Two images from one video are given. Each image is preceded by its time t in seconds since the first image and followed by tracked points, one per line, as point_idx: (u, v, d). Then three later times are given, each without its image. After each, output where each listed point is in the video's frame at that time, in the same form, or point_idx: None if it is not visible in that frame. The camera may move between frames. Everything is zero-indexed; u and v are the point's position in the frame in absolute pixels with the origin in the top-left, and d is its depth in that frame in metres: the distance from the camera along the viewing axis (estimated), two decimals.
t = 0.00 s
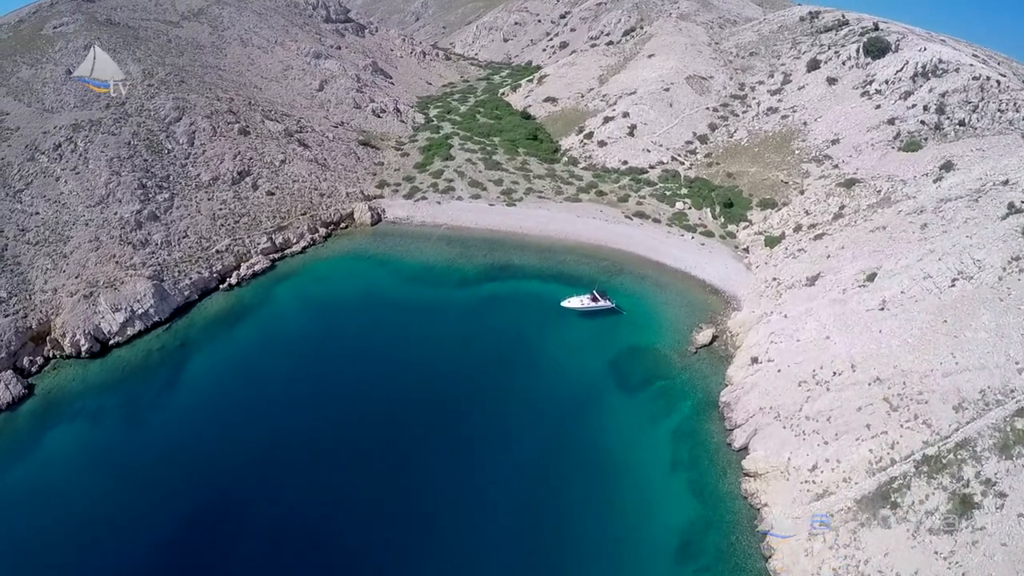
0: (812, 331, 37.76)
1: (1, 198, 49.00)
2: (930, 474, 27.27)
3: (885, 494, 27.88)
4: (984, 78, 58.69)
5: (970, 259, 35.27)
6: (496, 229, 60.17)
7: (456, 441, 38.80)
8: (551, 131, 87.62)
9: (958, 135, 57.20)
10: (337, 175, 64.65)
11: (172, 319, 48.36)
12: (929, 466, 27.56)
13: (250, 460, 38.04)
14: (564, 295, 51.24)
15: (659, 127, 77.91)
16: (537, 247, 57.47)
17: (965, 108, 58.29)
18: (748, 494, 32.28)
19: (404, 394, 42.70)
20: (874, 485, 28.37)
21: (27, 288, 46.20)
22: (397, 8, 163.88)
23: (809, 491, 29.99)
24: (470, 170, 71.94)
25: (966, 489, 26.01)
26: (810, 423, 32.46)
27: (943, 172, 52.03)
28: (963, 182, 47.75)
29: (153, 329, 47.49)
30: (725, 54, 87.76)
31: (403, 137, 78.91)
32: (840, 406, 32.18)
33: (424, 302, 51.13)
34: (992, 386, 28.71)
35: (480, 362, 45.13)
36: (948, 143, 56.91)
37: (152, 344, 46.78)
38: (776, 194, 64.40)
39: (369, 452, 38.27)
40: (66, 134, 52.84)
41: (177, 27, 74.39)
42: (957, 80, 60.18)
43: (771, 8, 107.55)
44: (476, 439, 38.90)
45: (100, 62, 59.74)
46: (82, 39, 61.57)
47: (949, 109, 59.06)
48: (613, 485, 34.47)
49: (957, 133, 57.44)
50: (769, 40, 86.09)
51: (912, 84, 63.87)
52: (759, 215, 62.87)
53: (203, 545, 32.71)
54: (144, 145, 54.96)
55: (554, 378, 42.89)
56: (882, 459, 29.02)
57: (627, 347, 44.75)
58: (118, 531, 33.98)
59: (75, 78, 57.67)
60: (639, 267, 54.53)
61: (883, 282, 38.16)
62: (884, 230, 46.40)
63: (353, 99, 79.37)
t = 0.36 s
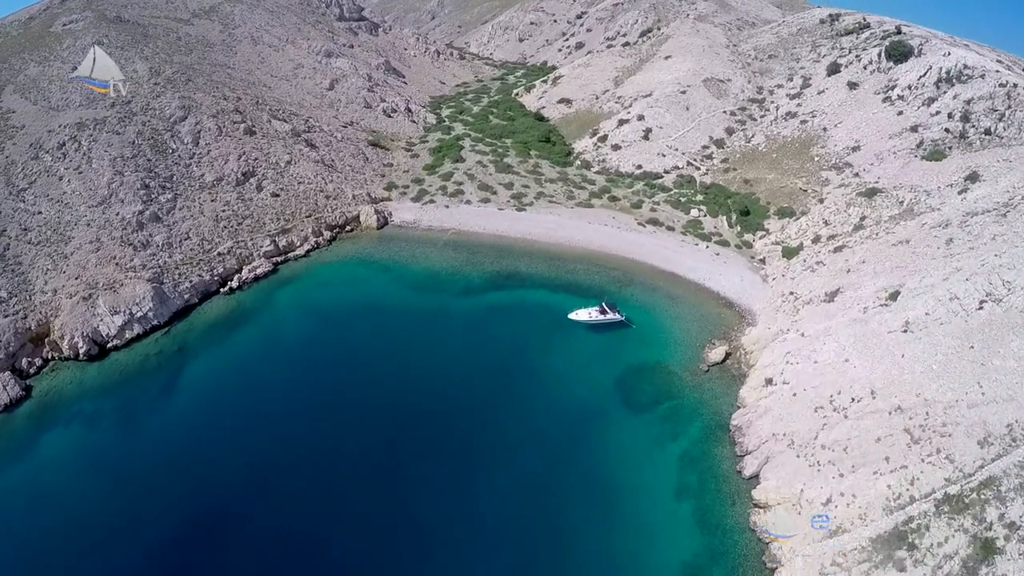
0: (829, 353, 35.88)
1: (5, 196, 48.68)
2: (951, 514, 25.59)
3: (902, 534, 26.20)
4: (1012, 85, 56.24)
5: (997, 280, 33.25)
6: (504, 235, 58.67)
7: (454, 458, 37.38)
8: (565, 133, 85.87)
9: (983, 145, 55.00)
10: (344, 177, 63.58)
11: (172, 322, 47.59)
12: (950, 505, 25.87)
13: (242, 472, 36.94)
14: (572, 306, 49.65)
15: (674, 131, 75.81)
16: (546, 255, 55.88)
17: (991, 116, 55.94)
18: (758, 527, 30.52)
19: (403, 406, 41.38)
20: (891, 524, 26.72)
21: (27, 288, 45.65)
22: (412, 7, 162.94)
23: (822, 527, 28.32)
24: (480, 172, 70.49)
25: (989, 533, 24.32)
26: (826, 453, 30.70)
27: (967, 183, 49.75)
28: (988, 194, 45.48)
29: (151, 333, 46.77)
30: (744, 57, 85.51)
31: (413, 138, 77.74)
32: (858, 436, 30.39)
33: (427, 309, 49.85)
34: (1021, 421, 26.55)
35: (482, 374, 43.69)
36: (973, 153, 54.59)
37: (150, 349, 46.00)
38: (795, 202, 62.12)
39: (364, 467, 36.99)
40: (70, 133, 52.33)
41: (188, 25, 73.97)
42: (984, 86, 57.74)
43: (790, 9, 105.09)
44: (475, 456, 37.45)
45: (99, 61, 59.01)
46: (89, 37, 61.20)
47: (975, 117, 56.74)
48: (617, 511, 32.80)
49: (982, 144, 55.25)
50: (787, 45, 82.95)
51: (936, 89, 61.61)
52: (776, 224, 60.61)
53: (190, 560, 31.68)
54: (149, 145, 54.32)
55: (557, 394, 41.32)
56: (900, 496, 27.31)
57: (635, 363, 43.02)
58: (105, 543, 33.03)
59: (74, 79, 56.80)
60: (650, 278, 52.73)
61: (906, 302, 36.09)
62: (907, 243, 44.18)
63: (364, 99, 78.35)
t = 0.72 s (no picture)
0: (845, 374, 34.31)
1: (8, 195, 48.45)
2: (969, 553, 24.64)
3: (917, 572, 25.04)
4: None
5: None
6: (511, 240, 57.39)
7: (452, 474, 36.19)
8: (576, 134, 84.24)
9: (1007, 152, 52.21)
10: (349, 178, 62.61)
11: (170, 325, 46.89)
12: (967, 543, 24.87)
13: (235, 484, 36.06)
14: (578, 316, 48.29)
15: (688, 134, 73.98)
16: (553, 262, 54.54)
17: (1015, 124, 53.40)
18: (764, 559, 29.04)
19: (401, 418, 40.26)
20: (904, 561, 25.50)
21: (26, 289, 45.18)
22: (425, 5, 161.76)
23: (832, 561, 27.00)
24: (488, 174, 69.17)
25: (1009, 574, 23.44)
26: (838, 481, 29.32)
27: (989, 194, 47.46)
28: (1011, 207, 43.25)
29: (150, 336, 46.12)
30: (759, 58, 83.45)
31: (421, 138, 76.67)
32: (873, 465, 29.00)
33: (429, 317, 48.74)
34: None
35: (483, 386, 42.47)
36: (996, 161, 51.83)
37: (148, 352, 45.35)
38: (811, 210, 60.13)
39: (359, 481, 35.93)
40: (73, 131, 51.88)
41: (196, 22, 73.51)
42: (1007, 92, 55.38)
43: (807, 11, 102.83)
44: (473, 472, 36.23)
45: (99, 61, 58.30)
46: (95, 34, 60.83)
47: (997, 124, 54.34)
48: (618, 535, 31.42)
49: (1007, 151, 52.38)
50: (804, 45, 82.29)
51: (956, 95, 59.30)
52: (791, 233, 58.69)
53: None
54: (152, 144, 53.73)
55: (561, 408, 40.01)
56: (915, 532, 26.06)
57: (642, 377, 41.58)
58: (92, 554, 32.32)
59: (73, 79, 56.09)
60: (660, 288, 51.15)
61: (927, 321, 34.43)
62: (927, 257, 42.23)
63: (372, 99, 77.43)
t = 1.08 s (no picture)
0: (862, 400, 32.62)
1: (11, 194, 48.17)
2: None
3: None
4: None
5: None
6: (518, 246, 55.98)
7: (446, 492, 34.94)
8: (588, 136, 82.47)
9: None
10: (355, 180, 61.59)
11: (168, 329, 46.16)
12: None
13: (224, 496, 35.18)
14: (584, 328, 46.79)
15: (702, 138, 71.93)
16: (560, 270, 53.05)
17: None
18: None
19: (398, 432, 39.11)
20: None
21: (26, 289, 44.73)
22: (441, 4, 160.47)
23: None
24: (497, 177, 67.71)
25: None
26: (852, 516, 27.81)
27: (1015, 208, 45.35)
28: None
29: (147, 339, 45.42)
30: (776, 61, 81.23)
31: (430, 139, 75.51)
32: (889, 500, 27.46)
33: (431, 326, 47.55)
34: None
35: (483, 400, 41.16)
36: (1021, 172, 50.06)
37: (145, 356, 44.70)
38: (829, 219, 57.95)
39: (350, 497, 34.79)
40: (76, 130, 51.54)
41: (205, 20, 73.20)
42: None
43: (826, 12, 100.29)
44: (468, 491, 34.96)
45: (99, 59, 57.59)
46: (102, 32, 60.66)
47: None
48: (617, 565, 29.96)
49: None
50: (823, 48, 79.67)
51: (980, 101, 57.41)
52: (807, 243, 56.58)
53: None
54: (155, 144, 53.18)
55: (562, 426, 38.59)
56: None
57: (648, 395, 40.02)
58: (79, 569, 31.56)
59: (73, 79, 55.58)
60: (670, 300, 49.45)
61: (950, 347, 32.67)
62: (950, 273, 40.22)
63: (382, 98, 76.29)
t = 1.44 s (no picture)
0: (879, 429, 30.95)
1: (13, 194, 47.78)
2: None
3: None
4: None
5: None
6: (524, 254, 54.62)
7: (443, 511, 33.65)
8: (601, 140, 80.70)
9: None
10: (360, 182, 60.56)
11: (166, 334, 45.46)
12: None
13: (217, 508, 34.21)
14: (590, 341, 45.35)
15: (717, 143, 69.88)
16: (567, 280, 51.60)
17: None
18: None
19: (394, 447, 37.90)
20: None
21: (25, 290, 44.20)
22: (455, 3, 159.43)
23: None
24: (506, 180, 66.26)
25: None
26: (865, 554, 26.46)
27: None
28: None
29: (145, 343, 44.72)
30: (793, 64, 79.01)
31: (439, 141, 74.35)
32: (904, 539, 25.97)
33: (433, 335, 46.37)
34: None
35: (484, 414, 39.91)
36: None
37: (141, 361, 43.96)
38: (846, 229, 55.81)
39: (345, 513, 33.67)
40: (79, 130, 51.11)
41: (214, 19, 72.87)
42: None
43: (844, 15, 97.87)
44: (466, 510, 33.65)
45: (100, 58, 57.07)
46: (108, 31, 60.57)
47: None
48: None
49: None
50: (840, 51, 77.44)
51: (1004, 109, 55.11)
52: (824, 254, 54.45)
53: None
54: (157, 144, 52.59)
55: (563, 446, 37.20)
56: None
57: (655, 414, 38.58)
58: None
59: (75, 79, 55.27)
60: (681, 313, 47.82)
61: (975, 373, 30.97)
62: (973, 291, 38.18)
63: (391, 99, 75.20)
